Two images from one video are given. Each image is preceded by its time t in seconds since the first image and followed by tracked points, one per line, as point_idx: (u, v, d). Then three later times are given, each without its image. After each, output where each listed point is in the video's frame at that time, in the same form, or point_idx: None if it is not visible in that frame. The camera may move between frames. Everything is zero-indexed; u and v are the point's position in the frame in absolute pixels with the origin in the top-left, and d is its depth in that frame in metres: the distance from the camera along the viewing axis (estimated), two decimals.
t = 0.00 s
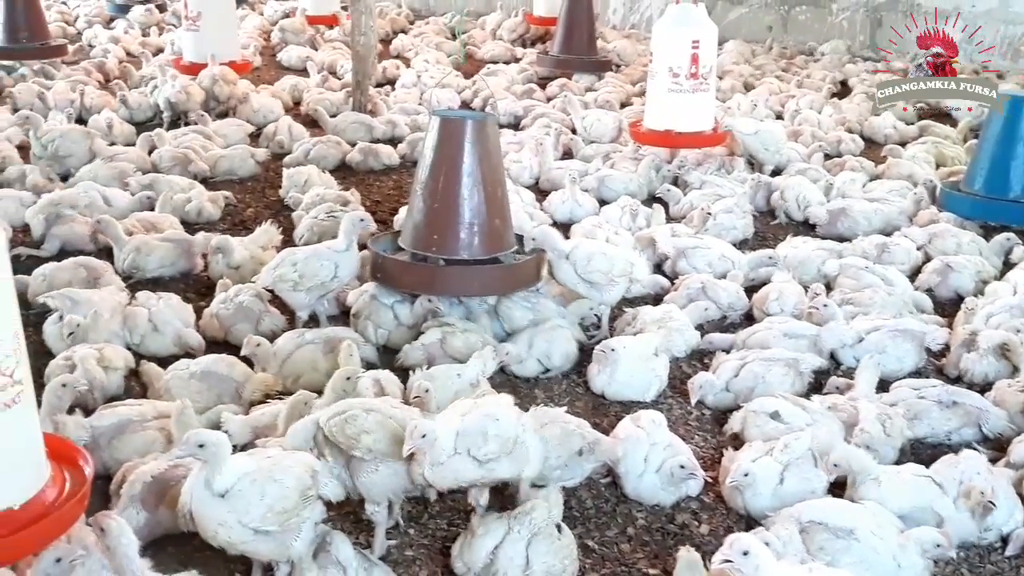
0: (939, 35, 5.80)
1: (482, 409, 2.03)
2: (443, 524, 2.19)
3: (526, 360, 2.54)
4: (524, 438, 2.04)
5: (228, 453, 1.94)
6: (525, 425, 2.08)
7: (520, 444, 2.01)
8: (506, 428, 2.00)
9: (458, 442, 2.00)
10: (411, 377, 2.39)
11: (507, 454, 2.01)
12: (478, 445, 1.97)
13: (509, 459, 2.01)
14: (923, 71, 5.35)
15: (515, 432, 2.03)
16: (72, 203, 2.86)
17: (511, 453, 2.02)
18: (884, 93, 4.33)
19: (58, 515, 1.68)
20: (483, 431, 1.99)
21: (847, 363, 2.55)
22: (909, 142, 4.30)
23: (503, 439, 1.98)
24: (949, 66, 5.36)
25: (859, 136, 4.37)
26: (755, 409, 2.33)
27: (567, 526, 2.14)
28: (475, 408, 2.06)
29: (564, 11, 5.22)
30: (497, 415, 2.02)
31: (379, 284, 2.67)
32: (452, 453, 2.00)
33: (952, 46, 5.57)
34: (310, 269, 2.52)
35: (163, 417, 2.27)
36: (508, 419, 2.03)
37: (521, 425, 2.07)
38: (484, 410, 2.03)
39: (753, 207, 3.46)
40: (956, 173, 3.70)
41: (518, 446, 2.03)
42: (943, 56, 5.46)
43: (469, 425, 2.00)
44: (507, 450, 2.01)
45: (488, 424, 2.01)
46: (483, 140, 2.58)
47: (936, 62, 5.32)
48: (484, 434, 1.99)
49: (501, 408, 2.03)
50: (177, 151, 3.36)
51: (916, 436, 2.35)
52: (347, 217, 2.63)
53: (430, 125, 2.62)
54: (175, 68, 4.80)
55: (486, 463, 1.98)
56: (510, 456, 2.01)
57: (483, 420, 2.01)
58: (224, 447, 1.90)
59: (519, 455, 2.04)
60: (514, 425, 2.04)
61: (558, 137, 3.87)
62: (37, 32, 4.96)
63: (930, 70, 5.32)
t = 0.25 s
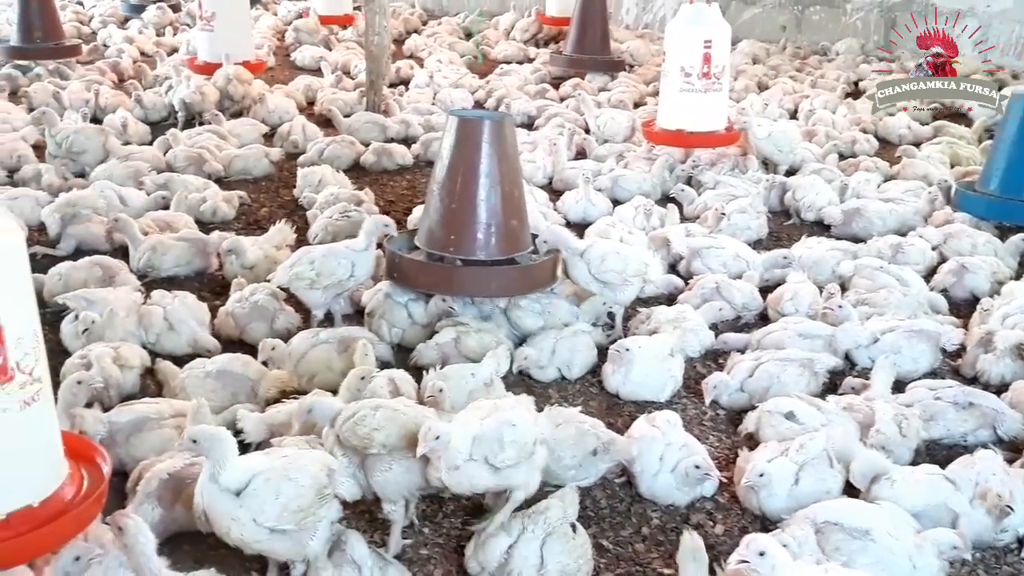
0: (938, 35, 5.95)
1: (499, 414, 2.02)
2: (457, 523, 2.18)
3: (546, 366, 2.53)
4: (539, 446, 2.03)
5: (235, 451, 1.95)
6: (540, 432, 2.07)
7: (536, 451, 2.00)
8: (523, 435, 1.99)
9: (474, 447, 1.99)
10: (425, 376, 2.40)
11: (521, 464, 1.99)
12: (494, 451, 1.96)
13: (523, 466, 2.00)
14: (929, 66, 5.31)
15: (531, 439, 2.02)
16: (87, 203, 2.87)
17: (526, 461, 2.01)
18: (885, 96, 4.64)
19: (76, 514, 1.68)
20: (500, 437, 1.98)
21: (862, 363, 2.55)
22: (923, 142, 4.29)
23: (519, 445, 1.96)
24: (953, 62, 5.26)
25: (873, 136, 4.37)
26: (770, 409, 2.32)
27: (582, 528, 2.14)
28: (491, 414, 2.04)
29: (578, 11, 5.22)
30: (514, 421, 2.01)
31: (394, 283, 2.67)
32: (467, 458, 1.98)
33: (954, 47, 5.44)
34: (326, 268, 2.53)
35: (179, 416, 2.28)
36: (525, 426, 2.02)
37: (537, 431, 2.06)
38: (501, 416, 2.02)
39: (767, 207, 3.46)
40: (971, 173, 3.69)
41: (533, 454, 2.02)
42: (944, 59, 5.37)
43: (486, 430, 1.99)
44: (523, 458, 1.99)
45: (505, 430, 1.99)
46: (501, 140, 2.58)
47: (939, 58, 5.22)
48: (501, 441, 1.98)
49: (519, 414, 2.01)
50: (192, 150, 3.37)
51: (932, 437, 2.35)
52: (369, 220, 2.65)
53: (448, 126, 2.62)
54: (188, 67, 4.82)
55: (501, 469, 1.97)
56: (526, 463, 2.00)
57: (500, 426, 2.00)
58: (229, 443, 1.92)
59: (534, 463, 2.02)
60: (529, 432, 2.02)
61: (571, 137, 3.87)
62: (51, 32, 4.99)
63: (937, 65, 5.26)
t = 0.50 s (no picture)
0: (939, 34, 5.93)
1: (530, 433, 1.99)
2: (474, 519, 2.18)
3: (560, 364, 2.53)
4: (561, 465, 1.99)
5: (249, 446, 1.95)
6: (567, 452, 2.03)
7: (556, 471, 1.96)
8: (546, 457, 1.95)
9: (492, 456, 1.96)
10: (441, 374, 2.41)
11: (535, 483, 1.94)
12: (509, 467, 1.92)
13: (537, 485, 1.95)
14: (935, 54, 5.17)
15: (555, 459, 1.98)
16: (105, 199, 2.88)
17: (543, 483, 1.95)
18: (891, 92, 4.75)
19: (97, 509, 1.69)
20: (520, 453, 1.95)
21: (880, 362, 2.55)
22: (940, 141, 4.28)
23: (536, 467, 1.92)
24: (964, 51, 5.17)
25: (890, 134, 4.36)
26: (788, 408, 2.32)
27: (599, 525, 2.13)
28: (520, 429, 2.01)
29: (594, 9, 5.22)
30: (542, 442, 1.98)
31: (411, 281, 2.68)
32: (482, 462, 1.96)
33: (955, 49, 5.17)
34: (345, 262, 2.54)
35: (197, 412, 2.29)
36: (552, 447, 1.98)
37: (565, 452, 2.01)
38: (531, 434, 1.99)
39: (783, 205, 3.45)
40: (988, 172, 3.67)
41: (552, 472, 1.98)
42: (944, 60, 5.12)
43: (509, 441, 1.97)
44: (538, 477, 1.95)
45: (528, 448, 1.96)
46: (519, 138, 2.58)
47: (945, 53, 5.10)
48: (521, 456, 1.94)
49: (549, 436, 1.98)
50: (208, 147, 3.38)
51: (949, 436, 2.34)
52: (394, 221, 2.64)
53: (466, 124, 2.62)
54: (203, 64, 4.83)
55: (513, 483, 1.93)
56: (541, 483, 1.96)
57: (525, 441, 1.97)
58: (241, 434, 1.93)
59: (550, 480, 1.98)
60: (554, 452, 1.98)
61: (586, 134, 3.87)
62: (67, 28, 5.01)
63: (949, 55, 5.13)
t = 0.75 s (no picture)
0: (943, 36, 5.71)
1: (543, 437, 1.90)
2: (493, 524, 2.18)
3: (579, 368, 2.51)
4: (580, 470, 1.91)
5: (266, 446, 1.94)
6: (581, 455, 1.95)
7: (578, 477, 1.87)
8: (565, 461, 1.86)
9: (512, 468, 1.86)
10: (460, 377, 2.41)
11: (560, 490, 1.86)
12: (533, 477, 1.83)
13: (561, 494, 1.87)
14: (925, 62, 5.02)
15: (573, 464, 1.90)
16: (126, 202, 2.90)
17: (565, 487, 1.87)
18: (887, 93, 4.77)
19: (121, 512, 1.70)
20: (541, 461, 1.86)
21: (900, 368, 2.55)
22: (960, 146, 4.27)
23: (560, 473, 1.84)
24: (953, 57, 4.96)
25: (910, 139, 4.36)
26: (808, 414, 2.30)
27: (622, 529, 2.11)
28: (532, 435, 1.92)
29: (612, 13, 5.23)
30: (556, 445, 1.89)
31: (429, 284, 2.68)
32: (503, 476, 1.86)
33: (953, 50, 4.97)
34: (369, 259, 2.57)
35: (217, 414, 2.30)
36: (568, 450, 1.90)
37: (579, 451, 1.95)
38: (544, 438, 1.90)
39: (802, 210, 3.44)
40: (1009, 177, 3.65)
41: (573, 479, 1.89)
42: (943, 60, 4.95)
43: (526, 451, 1.87)
44: (562, 485, 1.87)
45: (546, 455, 1.87)
46: (539, 140, 2.61)
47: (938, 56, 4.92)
48: (542, 463, 1.85)
49: (563, 438, 1.90)
50: (228, 150, 3.40)
51: (970, 443, 2.32)
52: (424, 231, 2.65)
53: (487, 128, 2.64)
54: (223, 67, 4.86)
55: (539, 495, 1.84)
56: (565, 491, 1.87)
57: (541, 448, 1.88)
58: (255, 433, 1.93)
59: (573, 488, 1.90)
60: (571, 457, 1.90)
61: (604, 138, 3.88)
62: (87, 32, 5.05)
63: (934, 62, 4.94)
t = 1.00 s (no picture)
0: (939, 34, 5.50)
1: (566, 440, 1.88)
2: (513, 526, 2.17)
3: (597, 370, 2.50)
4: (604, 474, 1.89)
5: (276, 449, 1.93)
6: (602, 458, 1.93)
7: (605, 479, 1.85)
8: (592, 463, 1.85)
9: (540, 473, 1.83)
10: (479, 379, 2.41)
11: (586, 492, 1.84)
12: (564, 480, 1.81)
13: (590, 497, 1.84)
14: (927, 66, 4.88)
15: (598, 466, 1.88)
16: (146, 203, 2.91)
17: (591, 488, 1.86)
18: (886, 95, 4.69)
19: (146, 512, 1.70)
20: (569, 464, 1.83)
21: (921, 371, 2.53)
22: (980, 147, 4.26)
23: (590, 474, 1.82)
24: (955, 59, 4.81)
25: (929, 141, 4.36)
26: (829, 417, 2.29)
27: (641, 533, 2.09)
28: (555, 439, 1.90)
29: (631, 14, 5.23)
30: (581, 448, 1.87)
31: (449, 287, 2.70)
32: (532, 482, 1.82)
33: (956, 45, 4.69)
34: (395, 260, 2.58)
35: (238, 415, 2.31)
36: (592, 451, 1.88)
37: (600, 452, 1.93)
38: (568, 441, 1.88)
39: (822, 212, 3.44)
40: None
41: (598, 482, 1.88)
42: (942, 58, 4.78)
43: (551, 455, 1.84)
44: (591, 487, 1.84)
45: (573, 458, 1.85)
46: (560, 144, 2.61)
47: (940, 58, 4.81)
48: (570, 466, 1.83)
49: (586, 441, 1.88)
50: (247, 152, 3.42)
51: (992, 447, 2.31)
52: (450, 240, 2.64)
53: (506, 132, 2.65)
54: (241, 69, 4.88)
55: (570, 499, 1.82)
56: (592, 493, 1.85)
57: (566, 452, 1.86)
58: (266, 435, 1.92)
59: (598, 491, 1.88)
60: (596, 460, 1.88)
61: (623, 140, 3.88)
62: (106, 34, 5.08)
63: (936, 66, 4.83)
